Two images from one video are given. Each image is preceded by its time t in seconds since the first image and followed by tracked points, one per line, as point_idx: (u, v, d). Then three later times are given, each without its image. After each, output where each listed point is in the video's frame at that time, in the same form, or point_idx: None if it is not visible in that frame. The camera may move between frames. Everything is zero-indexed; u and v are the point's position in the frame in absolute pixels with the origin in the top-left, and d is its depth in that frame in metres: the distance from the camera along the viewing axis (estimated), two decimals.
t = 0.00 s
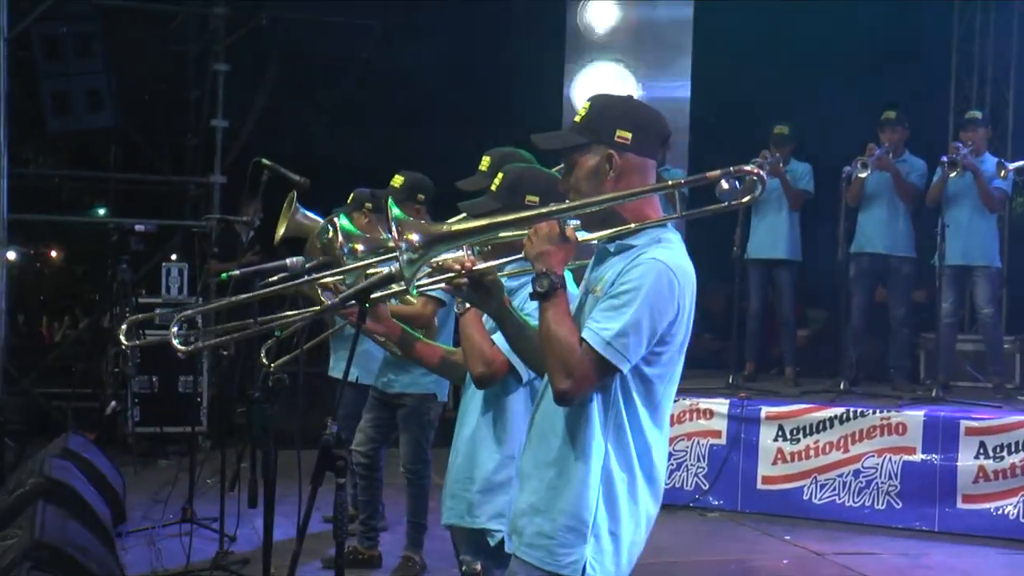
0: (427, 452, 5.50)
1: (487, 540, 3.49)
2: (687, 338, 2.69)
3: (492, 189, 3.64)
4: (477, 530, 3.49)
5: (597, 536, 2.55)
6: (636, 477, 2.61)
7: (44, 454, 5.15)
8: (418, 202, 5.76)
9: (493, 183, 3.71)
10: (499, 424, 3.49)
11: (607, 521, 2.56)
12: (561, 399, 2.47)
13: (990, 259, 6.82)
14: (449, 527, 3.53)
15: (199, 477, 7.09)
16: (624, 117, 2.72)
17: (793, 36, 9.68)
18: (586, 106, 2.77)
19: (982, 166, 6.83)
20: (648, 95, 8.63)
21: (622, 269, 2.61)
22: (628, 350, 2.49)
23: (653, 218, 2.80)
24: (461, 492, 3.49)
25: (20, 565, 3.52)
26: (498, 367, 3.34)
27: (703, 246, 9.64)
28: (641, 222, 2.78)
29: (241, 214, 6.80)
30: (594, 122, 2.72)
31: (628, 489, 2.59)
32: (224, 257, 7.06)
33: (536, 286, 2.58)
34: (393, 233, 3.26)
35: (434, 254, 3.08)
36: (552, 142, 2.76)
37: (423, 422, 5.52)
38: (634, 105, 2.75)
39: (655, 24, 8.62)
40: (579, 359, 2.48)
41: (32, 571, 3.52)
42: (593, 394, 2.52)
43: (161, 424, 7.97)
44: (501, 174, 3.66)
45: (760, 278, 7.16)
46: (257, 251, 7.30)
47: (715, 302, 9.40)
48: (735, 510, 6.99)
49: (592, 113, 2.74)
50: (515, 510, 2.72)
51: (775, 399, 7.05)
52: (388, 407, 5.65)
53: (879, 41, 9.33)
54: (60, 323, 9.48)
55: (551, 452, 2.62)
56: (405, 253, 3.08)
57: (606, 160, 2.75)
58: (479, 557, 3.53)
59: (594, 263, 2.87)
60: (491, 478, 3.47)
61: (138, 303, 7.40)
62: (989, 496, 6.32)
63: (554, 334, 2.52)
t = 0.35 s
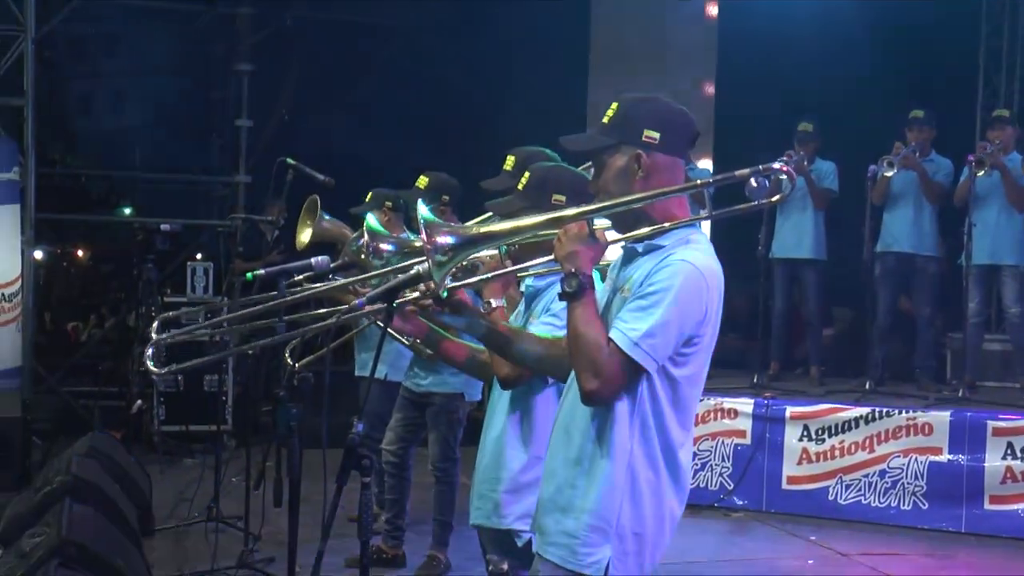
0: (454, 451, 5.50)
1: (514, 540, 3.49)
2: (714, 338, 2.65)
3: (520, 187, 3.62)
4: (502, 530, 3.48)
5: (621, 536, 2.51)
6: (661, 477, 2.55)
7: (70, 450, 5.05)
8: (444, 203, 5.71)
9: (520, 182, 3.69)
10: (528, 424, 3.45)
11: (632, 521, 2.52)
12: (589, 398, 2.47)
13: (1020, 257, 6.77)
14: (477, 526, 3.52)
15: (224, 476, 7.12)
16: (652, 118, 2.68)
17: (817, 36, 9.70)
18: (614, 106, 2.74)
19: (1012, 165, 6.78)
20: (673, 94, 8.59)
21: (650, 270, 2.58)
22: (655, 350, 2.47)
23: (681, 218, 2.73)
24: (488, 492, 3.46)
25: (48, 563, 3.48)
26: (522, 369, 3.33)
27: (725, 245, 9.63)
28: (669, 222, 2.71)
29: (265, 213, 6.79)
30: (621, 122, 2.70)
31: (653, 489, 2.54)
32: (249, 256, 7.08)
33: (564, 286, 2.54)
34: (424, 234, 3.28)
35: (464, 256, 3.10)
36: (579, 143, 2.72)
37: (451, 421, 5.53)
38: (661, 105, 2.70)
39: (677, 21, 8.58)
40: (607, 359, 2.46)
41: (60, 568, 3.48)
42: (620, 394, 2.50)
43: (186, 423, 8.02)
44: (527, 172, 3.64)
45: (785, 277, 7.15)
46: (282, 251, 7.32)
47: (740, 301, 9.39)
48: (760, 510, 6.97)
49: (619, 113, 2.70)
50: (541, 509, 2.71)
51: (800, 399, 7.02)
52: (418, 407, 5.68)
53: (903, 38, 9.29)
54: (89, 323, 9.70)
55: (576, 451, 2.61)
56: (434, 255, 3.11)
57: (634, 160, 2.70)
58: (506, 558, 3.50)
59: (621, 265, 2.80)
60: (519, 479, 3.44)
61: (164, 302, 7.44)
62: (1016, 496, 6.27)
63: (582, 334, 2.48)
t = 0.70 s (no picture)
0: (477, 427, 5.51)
1: (539, 516, 3.41)
2: (737, 314, 2.53)
3: (545, 164, 3.58)
4: (528, 507, 3.40)
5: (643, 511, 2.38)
6: (683, 452, 2.43)
7: (95, 427, 4.85)
8: (465, 181, 5.63)
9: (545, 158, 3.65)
10: (552, 401, 3.34)
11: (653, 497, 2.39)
12: (612, 372, 2.34)
13: None
14: (502, 502, 3.45)
15: (248, 452, 7.19)
16: (677, 91, 2.55)
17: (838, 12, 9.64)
18: (638, 81, 2.61)
19: None
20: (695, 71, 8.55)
21: (673, 243, 2.46)
22: (679, 324, 2.35)
23: (705, 193, 2.62)
24: (513, 469, 3.40)
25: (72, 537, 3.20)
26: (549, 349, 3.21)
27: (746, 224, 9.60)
28: (694, 197, 2.61)
29: (288, 190, 6.80)
30: (645, 96, 2.56)
31: (675, 464, 2.43)
32: (272, 233, 7.12)
33: (586, 261, 2.47)
34: (445, 210, 3.12)
35: (488, 230, 2.93)
36: (601, 118, 2.60)
37: (472, 396, 5.53)
38: (686, 77, 2.58)
39: None
40: (629, 331, 2.35)
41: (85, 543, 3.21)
42: (644, 367, 2.38)
43: (209, 400, 8.09)
44: (553, 148, 3.60)
45: (808, 254, 7.13)
46: (305, 228, 7.36)
47: (763, 279, 9.38)
48: (782, 487, 6.96)
49: (643, 87, 2.58)
50: (559, 486, 2.57)
51: (822, 375, 7.01)
52: (440, 382, 5.65)
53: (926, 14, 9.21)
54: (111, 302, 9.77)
55: (596, 426, 2.49)
56: (458, 229, 2.93)
57: (657, 135, 2.59)
58: (532, 534, 3.45)
59: (642, 241, 2.68)
60: (543, 456, 3.35)
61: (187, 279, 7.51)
62: None
63: (603, 307, 2.39)
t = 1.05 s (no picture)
0: (476, 428, 5.53)
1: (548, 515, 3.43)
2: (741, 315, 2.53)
3: (553, 164, 3.59)
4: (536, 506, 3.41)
5: (645, 513, 2.38)
6: (686, 454, 2.43)
7: (100, 425, 4.86)
8: (467, 183, 5.63)
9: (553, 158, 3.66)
10: (562, 401, 3.36)
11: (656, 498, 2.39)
12: (614, 373, 2.35)
13: None
14: (510, 501, 3.46)
15: (250, 453, 7.20)
16: (679, 92, 2.55)
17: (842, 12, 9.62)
18: (640, 82, 2.61)
19: None
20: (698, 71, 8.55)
21: (676, 245, 2.46)
22: (682, 326, 2.35)
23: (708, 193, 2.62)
24: (520, 468, 3.41)
25: (76, 538, 3.23)
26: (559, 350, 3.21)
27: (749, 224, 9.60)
28: (697, 197, 2.60)
29: (291, 190, 6.80)
30: (648, 97, 2.56)
31: (678, 465, 2.42)
32: (275, 233, 7.12)
33: (589, 264, 2.46)
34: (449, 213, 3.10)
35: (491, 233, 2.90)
36: (603, 119, 2.59)
37: (473, 396, 5.54)
38: (687, 78, 2.57)
39: None
40: (632, 334, 2.35)
41: (89, 543, 3.24)
42: (647, 369, 2.38)
43: (213, 401, 8.13)
44: (561, 148, 3.61)
45: (811, 255, 7.13)
46: (308, 228, 7.36)
47: (766, 281, 9.38)
48: (785, 488, 6.97)
49: (645, 88, 2.57)
50: (562, 488, 2.57)
51: (825, 376, 7.00)
52: (442, 382, 5.67)
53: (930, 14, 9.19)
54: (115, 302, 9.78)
55: (599, 427, 2.48)
56: (461, 230, 2.90)
57: (660, 136, 2.57)
58: (539, 533, 3.46)
59: (645, 241, 2.69)
60: (553, 456, 3.36)
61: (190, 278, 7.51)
62: None
63: (608, 309, 2.40)
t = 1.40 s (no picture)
0: (473, 430, 5.52)
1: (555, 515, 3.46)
2: (741, 318, 2.53)
3: (555, 167, 3.58)
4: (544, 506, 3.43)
5: (645, 515, 2.38)
6: (686, 457, 2.43)
7: (99, 429, 4.86)
8: (467, 184, 5.61)
9: (554, 162, 3.65)
10: (568, 402, 3.34)
11: (656, 501, 2.38)
12: (616, 377, 2.34)
13: None
14: (517, 503, 3.47)
15: (249, 457, 7.19)
16: (680, 95, 2.54)
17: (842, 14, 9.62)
18: (641, 85, 2.59)
19: None
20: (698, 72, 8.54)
21: (677, 249, 2.46)
22: (683, 329, 2.34)
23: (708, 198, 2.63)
24: (526, 469, 3.43)
25: (76, 542, 3.23)
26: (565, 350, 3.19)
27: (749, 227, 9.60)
28: (696, 202, 2.61)
29: (291, 194, 6.80)
30: (648, 101, 2.55)
31: (677, 468, 2.42)
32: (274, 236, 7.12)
33: (592, 266, 2.42)
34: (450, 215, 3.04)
35: (492, 237, 2.88)
36: (604, 122, 2.58)
37: (469, 398, 5.54)
38: (689, 81, 2.56)
39: None
40: (634, 337, 2.33)
41: (89, 547, 3.23)
42: (647, 373, 2.38)
43: (212, 403, 8.16)
44: (563, 152, 3.60)
45: (811, 258, 7.14)
46: (307, 231, 7.36)
47: (767, 284, 9.38)
48: (785, 492, 6.97)
49: (646, 91, 2.56)
50: (563, 491, 2.56)
51: (824, 379, 6.99)
52: (438, 384, 5.66)
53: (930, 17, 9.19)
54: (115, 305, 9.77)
55: (599, 430, 2.48)
56: (462, 235, 2.88)
57: (661, 140, 2.57)
58: (545, 534, 3.47)
59: (646, 245, 2.69)
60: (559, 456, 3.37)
61: (189, 282, 7.53)
62: None
63: (611, 313, 2.36)
